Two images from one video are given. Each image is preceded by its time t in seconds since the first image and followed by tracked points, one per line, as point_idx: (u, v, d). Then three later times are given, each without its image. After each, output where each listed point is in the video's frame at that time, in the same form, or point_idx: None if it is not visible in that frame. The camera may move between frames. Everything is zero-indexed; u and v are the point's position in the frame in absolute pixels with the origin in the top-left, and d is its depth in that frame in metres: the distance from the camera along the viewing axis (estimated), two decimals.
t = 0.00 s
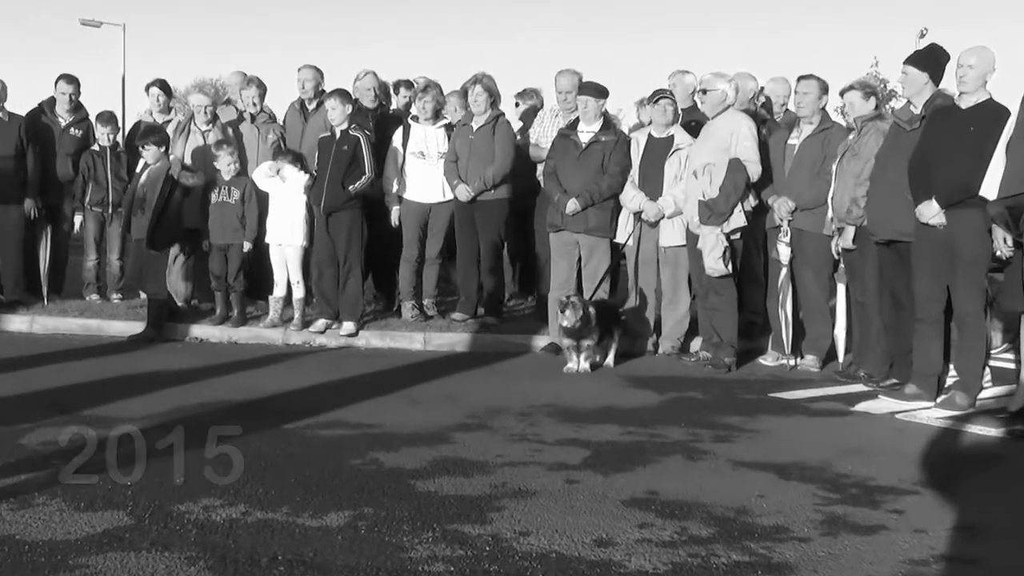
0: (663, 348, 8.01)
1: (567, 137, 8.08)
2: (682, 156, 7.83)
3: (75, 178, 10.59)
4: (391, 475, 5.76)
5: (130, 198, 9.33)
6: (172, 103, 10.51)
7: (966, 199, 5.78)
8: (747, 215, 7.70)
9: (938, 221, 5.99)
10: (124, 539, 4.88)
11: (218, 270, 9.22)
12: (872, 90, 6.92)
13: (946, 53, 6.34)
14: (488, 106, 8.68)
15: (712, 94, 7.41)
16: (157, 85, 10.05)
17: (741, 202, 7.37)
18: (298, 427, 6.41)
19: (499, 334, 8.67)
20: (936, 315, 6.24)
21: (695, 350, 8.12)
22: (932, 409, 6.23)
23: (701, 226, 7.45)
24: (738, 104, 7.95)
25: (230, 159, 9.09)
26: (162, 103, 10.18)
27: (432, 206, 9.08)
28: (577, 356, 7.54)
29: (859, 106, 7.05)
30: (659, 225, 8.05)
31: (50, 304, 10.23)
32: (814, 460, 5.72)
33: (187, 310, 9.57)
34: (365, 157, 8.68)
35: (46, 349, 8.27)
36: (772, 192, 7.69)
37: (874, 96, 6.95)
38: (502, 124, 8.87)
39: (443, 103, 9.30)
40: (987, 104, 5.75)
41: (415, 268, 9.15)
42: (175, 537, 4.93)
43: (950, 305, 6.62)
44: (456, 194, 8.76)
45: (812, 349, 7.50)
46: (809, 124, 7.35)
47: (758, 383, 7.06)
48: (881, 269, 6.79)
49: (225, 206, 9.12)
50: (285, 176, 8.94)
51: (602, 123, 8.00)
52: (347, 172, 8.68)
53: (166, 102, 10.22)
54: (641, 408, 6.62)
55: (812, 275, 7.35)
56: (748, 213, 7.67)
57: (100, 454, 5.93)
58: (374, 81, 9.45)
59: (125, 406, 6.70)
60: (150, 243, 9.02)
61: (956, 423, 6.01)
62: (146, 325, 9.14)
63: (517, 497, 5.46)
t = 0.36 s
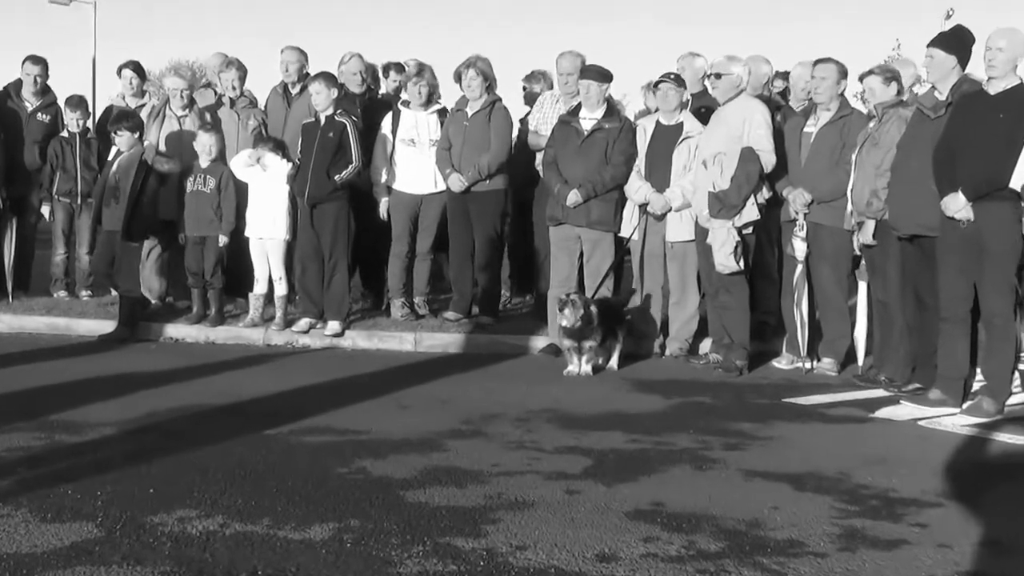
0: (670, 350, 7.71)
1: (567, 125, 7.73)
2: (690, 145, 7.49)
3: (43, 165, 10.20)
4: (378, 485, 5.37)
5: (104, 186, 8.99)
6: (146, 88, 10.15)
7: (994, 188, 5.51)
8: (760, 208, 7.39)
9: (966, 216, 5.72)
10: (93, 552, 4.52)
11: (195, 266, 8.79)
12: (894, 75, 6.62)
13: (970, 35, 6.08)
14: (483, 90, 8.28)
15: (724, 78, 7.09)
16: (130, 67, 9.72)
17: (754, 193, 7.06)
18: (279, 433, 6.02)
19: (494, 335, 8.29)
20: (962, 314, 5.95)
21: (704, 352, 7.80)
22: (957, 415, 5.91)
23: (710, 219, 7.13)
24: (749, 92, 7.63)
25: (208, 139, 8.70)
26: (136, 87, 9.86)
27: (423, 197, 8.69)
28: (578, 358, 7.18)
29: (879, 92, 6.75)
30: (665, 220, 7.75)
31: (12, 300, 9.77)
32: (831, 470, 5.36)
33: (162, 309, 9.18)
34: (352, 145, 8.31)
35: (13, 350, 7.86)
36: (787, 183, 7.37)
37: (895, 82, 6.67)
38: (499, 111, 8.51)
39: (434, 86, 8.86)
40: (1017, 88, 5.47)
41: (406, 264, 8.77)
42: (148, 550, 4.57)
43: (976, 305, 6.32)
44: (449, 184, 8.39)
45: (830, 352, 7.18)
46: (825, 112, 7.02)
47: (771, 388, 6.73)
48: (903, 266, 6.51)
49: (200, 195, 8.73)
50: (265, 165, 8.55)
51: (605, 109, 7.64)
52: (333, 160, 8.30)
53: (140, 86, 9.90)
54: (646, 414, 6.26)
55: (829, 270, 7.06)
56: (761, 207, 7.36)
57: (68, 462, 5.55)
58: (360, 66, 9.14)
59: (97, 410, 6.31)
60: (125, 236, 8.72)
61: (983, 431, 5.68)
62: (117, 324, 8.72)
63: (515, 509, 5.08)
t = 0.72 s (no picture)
0: (676, 350, 7.39)
1: (566, 109, 7.39)
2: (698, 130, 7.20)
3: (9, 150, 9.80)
4: (363, 492, 5.02)
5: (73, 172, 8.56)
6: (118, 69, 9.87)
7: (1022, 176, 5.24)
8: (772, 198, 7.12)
9: (993, 208, 5.45)
10: (58, 564, 4.19)
11: (166, 257, 8.41)
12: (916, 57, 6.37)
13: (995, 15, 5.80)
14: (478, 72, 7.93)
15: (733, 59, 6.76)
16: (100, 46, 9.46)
17: (764, 182, 6.79)
18: (257, 437, 5.67)
19: (488, 332, 7.95)
20: (989, 312, 5.68)
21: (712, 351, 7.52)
22: (981, 420, 5.62)
23: (718, 211, 6.85)
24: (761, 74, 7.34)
25: (184, 120, 8.32)
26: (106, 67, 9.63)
27: (412, 185, 8.36)
28: (578, 358, 6.87)
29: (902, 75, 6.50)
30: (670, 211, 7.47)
31: None
32: (846, 477, 5.04)
33: (131, 305, 8.81)
34: (335, 131, 7.98)
35: None
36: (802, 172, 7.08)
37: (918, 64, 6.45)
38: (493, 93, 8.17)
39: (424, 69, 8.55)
40: None
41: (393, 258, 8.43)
42: (116, 563, 4.23)
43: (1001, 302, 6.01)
44: (439, 171, 8.07)
45: (847, 351, 6.91)
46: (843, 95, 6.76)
47: (783, 390, 6.44)
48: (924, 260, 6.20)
49: (172, 180, 8.33)
50: (243, 152, 8.19)
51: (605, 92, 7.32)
52: (315, 146, 7.95)
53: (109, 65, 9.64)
54: (650, 418, 5.93)
55: (845, 264, 6.79)
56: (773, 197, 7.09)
57: (32, 466, 5.19)
58: (343, 45, 8.73)
59: (65, 411, 5.95)
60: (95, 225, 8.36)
61: (1010, 436, 5.38)
62: (84, 321, 8.33)
63: (509, 518, 4.73)
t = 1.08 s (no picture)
0: (679, 345, 7.13)
1: (561, 89, 7.11)
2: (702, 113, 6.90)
3: None
4: (345, 496, 4.71)
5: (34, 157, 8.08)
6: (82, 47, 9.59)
7: None
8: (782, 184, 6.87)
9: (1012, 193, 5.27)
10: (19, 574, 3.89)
11: (138, 249, 8.10)
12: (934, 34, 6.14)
13: None
14: (466, 50, 7.65)
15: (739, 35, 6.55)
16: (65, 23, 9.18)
17: (772, 168, 6.47)
18: (233, 438, 5.35)
19: (478, 327, 7.65)
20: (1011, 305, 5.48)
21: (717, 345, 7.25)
22: (1001, 420, 5.37)
23: (723, 198, 6.55)
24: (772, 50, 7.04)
25: (156, 103, 8.03)
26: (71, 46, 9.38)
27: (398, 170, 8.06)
28: (573, 354, 6.60)
29: (920, 53, 6.27)
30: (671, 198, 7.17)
31: None
32: (857, 480, 4.76)
33: (96, 297, 8.52)
34: (313, 111, 7.64)
35: None
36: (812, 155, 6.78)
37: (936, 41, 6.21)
38: (483, 72, 7.88)
39: (412, 47, 8.22)
40: None
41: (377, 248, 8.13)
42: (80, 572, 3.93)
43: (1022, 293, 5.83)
44: (427, 156, 7.73)
45: (858, 347, 6.65)
46: (859, 73, 6.50)
47: (793, 388, 6.18)
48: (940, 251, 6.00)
49: (142, 167, 8.03)
50: (218, 136, 7.88)
51: (603, 72, 7.06)
52: (293, 130, 7.67)
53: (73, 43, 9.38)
54: (650, 417, 5.64)
55: (858, 253, 6.55)
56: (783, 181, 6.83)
57: None
58: (325, 21, 8.41)
59: (29, 411, 5.62)
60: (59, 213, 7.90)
61: None
62: (48, 315, 8.00)
63: (499, 524, 4.43)
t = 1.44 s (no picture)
0: (681, 341, 6.84)
1: (555, 68, 6.83)
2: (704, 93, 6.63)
3: None
4: (326, 502, 4.41)
5: None
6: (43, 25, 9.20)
7: None
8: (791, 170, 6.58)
9: None
10: None
11: (104, 239, 7.80)
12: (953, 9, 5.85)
13: None
14: (455, 28, 7.31)
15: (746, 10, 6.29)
16: None
17: (782, 152, 6.26)
18: (205, 440, 5.04)
19: (467, 322, 7.35)
20: None
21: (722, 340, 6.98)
22: None
23: (728, 183, 6.32)
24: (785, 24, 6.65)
25: (125, 84, 7.67)
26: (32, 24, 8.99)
27: (382, 155, 7.75)
28: (569, 350, 6.31)
29: (934, 28, 5.97)
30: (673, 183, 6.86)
31: None
32: (870, 483, 4.48)
33: (60, 291, 8.22)
34: (290, 91, 7.31)
35: None
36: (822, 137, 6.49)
37: (954, 16, 5.90)
38: (472, 49, 7.54)
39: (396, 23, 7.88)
40: None
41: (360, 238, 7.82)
42: None
43: None
44: (413, 140, 7.44)
45: (872, 342, 6.40)
46: (873, 51, 6.22)
47: (803, 386, 5.92)
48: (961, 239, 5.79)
49: (108, 152, 7.71)
50: (188, 118, 7.57)
51: (599, 49, 6.78)
52: (269, 112, 7.34)
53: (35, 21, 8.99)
54: (650, 417, 5.36)
55: (873, 241, 6.29)
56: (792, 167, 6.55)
57: None
58: None
59: None
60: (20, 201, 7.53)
61: None
62: (10, 308, 7.83)
63: (490, 531, 4.13)
